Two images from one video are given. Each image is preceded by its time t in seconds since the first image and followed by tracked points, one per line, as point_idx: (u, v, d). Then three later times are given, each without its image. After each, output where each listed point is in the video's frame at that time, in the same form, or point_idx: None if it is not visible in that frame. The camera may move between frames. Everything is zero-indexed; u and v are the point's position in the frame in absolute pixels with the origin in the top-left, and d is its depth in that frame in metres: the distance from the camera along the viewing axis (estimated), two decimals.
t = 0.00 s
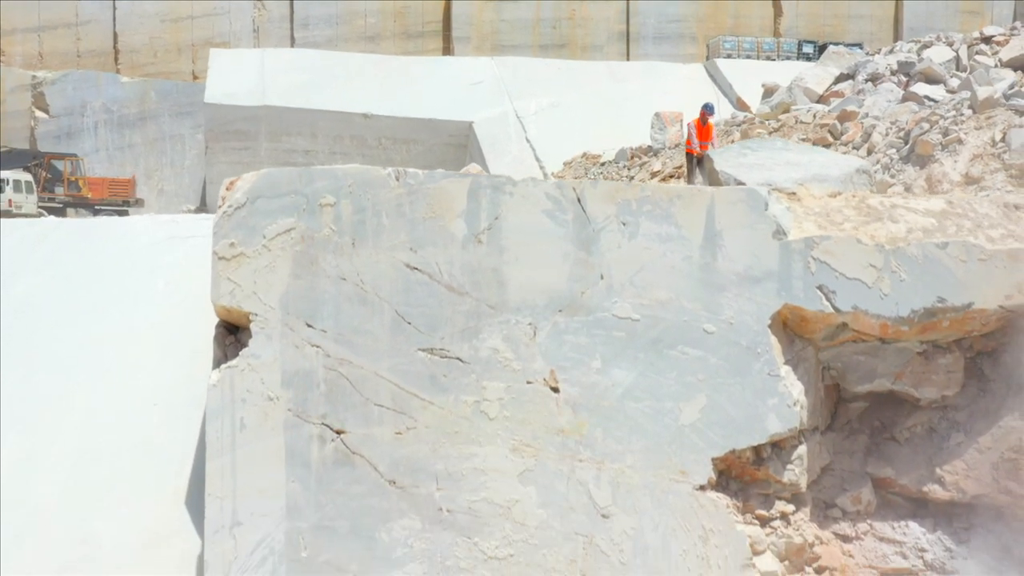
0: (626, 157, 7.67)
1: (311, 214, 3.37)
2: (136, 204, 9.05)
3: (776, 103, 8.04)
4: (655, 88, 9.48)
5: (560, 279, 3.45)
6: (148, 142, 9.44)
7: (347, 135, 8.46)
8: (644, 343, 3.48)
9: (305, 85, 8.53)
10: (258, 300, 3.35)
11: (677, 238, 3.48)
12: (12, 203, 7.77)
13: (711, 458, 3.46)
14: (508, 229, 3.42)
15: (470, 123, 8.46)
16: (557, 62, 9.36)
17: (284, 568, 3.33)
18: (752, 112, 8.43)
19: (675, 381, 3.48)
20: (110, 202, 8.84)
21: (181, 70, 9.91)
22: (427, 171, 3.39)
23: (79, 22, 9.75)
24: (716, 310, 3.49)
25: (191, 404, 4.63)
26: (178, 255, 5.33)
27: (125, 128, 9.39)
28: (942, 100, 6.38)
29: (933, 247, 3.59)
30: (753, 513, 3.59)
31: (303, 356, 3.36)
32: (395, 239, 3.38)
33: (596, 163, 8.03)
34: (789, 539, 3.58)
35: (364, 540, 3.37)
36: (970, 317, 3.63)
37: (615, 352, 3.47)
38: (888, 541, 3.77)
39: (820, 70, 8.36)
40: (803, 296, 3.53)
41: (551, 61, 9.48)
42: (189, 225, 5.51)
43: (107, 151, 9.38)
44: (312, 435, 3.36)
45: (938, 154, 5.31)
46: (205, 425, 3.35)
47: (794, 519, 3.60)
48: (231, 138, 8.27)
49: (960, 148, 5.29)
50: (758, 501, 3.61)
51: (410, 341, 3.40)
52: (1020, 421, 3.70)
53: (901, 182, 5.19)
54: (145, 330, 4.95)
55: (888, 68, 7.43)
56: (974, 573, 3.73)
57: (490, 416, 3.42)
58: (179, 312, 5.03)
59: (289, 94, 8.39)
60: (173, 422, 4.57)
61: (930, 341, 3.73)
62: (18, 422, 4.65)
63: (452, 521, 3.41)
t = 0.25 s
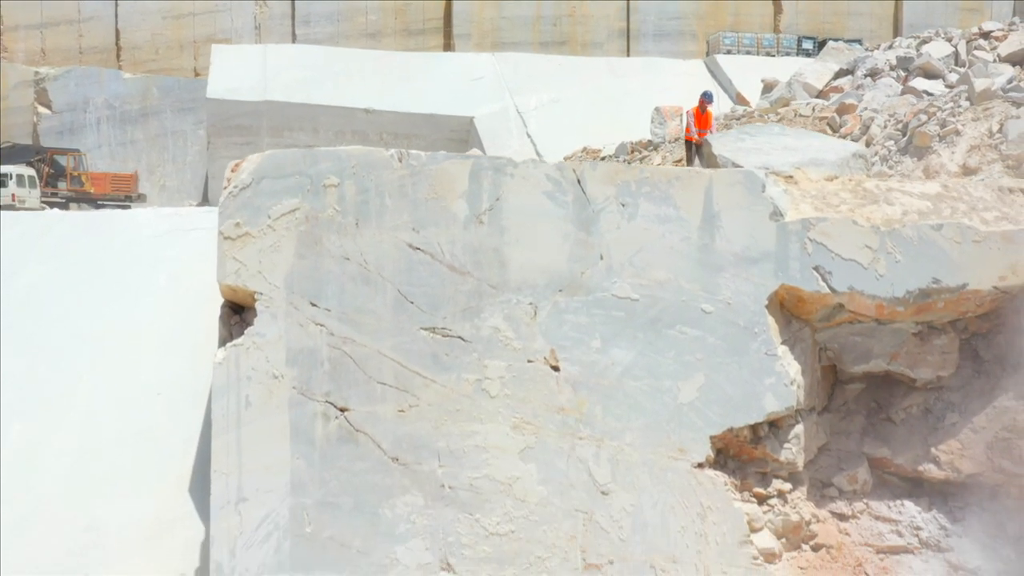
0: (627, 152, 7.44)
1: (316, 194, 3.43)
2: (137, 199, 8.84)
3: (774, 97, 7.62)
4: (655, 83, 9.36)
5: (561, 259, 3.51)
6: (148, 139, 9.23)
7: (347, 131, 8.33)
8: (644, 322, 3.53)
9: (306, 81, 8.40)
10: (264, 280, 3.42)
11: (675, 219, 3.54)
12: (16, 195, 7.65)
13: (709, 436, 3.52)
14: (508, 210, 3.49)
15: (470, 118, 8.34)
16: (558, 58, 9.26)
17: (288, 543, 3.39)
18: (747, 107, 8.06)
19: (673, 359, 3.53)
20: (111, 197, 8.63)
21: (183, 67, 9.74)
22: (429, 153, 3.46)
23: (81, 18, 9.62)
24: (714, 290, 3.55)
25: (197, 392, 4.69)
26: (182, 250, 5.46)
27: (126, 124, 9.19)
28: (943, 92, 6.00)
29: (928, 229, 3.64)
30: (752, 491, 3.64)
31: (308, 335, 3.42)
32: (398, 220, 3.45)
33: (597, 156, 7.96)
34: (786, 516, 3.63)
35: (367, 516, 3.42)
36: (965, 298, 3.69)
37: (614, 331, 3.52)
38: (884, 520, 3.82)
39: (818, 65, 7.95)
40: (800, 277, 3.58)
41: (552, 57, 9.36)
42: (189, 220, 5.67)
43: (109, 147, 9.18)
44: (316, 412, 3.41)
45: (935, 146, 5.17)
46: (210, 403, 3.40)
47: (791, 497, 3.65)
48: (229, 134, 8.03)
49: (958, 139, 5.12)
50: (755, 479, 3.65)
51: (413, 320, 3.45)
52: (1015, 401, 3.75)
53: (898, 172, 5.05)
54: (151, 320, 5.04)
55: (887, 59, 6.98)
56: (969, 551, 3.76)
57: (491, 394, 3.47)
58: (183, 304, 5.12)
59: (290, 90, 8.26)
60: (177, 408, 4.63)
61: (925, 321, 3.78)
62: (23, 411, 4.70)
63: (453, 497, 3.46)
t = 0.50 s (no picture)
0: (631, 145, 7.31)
1: (320, 175, 3.49)
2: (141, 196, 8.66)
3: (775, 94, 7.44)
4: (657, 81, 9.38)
5: (561, 240, 3.56)
6: (151, 135, 9.18)
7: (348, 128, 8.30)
8: (644, 303, 3.58)
9: (309, 79, 8.37)
10: (270, 260, 3.47)
11: (674, 202, 3.60)
12: (18, 190, 7.44)
13: (707, 415, 3.57)
14: (510, 192, 3.54)
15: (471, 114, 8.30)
16: (559, 56, 9.28)
17: (293, 520, 3.44)
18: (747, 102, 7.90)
19: (672, 339, 3.58)
20: (115, 192, 8.47)
21: (185, 63, 9.77)
22: (432, 136, 3.51)
23: (83, 15, 9.64)
24: (712, 271, 3.60)
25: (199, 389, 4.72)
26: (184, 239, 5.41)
27: (129, 120, 9.15)
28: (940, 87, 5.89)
29: (924, 212, 3.69)
30: (749, 471, 3.69)
31: (312, 315, 3.47)
32: (401, 202, 3.51)
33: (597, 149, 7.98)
34: (783, 495, 3.69)
35: (370, 493, 3.47)
36: (960, 280, 3.73)
37: (614, 312, 3.57)
38: (880, 500, 3.84)
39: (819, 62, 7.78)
40: (797, 258, 3.63)
41: (554, 54, 9.37)
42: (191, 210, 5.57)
43: (111, 143, 9.14)
44: (321, 391, 3.46)
45: (933, 138, 5.15)
46: (217, 381, 3.46)
47: (788, 476, 3.72)
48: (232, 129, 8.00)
49: (956, 131, 5.13)
50: (754, 458, 3.71)
51: (416, 300, 3.51)
52: (1009, 381, 3.81)
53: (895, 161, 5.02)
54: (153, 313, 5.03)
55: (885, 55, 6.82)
56: (965, 530, 3.78)
57: (493, 374, 3.52)
58: (185, 297, 5.11)
59: (293, 86, 8.23)
60: (179, 404, 4.66)
61: (921, 304, 3.83)
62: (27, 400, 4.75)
63: (455, 475, 3.51)
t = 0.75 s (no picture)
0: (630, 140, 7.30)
1: (324, 157, 3.54)
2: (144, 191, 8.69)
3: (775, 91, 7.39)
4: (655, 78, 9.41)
5: (562, 222, 3.61)
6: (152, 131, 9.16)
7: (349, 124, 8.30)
8: (643, 284, 3.63)
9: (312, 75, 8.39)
10: (275, 241, 3.52)
11: (674, 184, 3.65)
12: (22, 185, 7.48)
13: (706, 395, 3.62)
14: (511, 174, 3.59)
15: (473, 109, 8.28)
16: (558, 52, 9.31)
17: (297, 497, 3.49)
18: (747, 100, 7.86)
19: (671, 320, 3.63)
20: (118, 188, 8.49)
21: (186, 60, 9.77)
22: (435, 118, 3.56)
23: (86, 12, 9.68)
24: (711, 253, 3.65)
25: (200, 384, 4.72)
26: (187, 233, 5.41)
27: (131, 115, 9.15)
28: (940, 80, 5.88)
29: (920, 195, 3.74)
30: (747, 450, 3.74)
31: (317, 296, 3.52)
32: (404, 183, 3.56)
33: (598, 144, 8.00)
34: (781, 475, 3.74)
35: (374, 471, 3.52)
36: (956, 262, 3.79)
37: (614, 293, 3.62)
38: (877, 480, 3.88)
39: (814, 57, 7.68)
40: (795, 240, 3.67)
41: (554, 50, 9.40)
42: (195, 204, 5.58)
43: (113, 139, 9.15)
44: (325, 370, 3.51)
45: (932, 130, 5.15)
46: (222, 360, 3.51)
47: (786, 457, 3.76)
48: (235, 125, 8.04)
49: (953, 123, 5.13)
50: (752, 439, 3.76)
51: (418, 281, 3.56)
52: (1003, 363, 3.85)
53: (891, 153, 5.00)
54: (154, 307, 5.04)
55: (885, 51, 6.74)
56: (961, 509, 3.82)
57: (495, 354, 3.57)
58: (187, 291, 5.10)
59: (295, 83, 8.25)
60: (182, 398, 4.68)
61: (917, 286, 3.88)
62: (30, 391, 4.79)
63: (457, 454, 3.55)
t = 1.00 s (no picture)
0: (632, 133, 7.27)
1: (327, 140, 3.59)
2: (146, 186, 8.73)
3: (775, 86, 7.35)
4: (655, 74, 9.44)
5: (562, 205, 3.66)
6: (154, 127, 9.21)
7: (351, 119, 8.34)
8: (642, 266, 3.68)
9: (313, 71, 8.44)
10: (278, 223, 3.57)
11: (672, 167, 3.70)
12: (25, 180, 7.54)
13: (705, 375, 3.67)
14: (512, 157, 3.64)
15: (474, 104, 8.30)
16: (559, 48, 9.35)
17: (301, 476, 3.54)
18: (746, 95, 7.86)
19: (670, 301, 3.68)
20: (120, 183, 8.53)
21: (188, 57, 9.80)
22: (437, 102, 3.61)
23: (87, 9, 9.70)
24: (709, 236, 3.69)
25: (202, 375, 4.76)
26: (189, 229, 5.47)
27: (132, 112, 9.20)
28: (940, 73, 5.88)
29: (915, 178, 3.79)
30: (745, 431, 3.78)
31: (320, 277, 3.57)
32: (406, 166, 3.61)
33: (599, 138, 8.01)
34: (778, 455, 3.78)
35: (376, 450, 3.57)
36: (951, 245, 3.83)
37: (614, 275, 3.67)
38: (873, 461, 3.92)
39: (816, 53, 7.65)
40: (792, 223, 3.72)
41: (556, 46, 9.44)
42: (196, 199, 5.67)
43: (115, 135, 9.18)
44: (328, 350, 3.56)
45: (929, 121, 5.15)
46: (227, 341, 3.56)
47: (783, 437, 3.80)
48: (236, 120, 8.05)
49: (951, 115, 5.14)
50: (749, 419, 3.81)
51: (420, 263, 3.60)
52: (998, 345, 3.89)
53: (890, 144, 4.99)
54: (158, 299, 5.10)
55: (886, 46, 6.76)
56: (957, 489, 3.86)
57: (496, 334, 3.61)
58: (188, 287, 5.16)
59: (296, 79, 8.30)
60: (186, 387, 4.73)
61: (913, 269, 3.92)
62: (33, 382, 4.83)
63: (459, 433, 3.60)
